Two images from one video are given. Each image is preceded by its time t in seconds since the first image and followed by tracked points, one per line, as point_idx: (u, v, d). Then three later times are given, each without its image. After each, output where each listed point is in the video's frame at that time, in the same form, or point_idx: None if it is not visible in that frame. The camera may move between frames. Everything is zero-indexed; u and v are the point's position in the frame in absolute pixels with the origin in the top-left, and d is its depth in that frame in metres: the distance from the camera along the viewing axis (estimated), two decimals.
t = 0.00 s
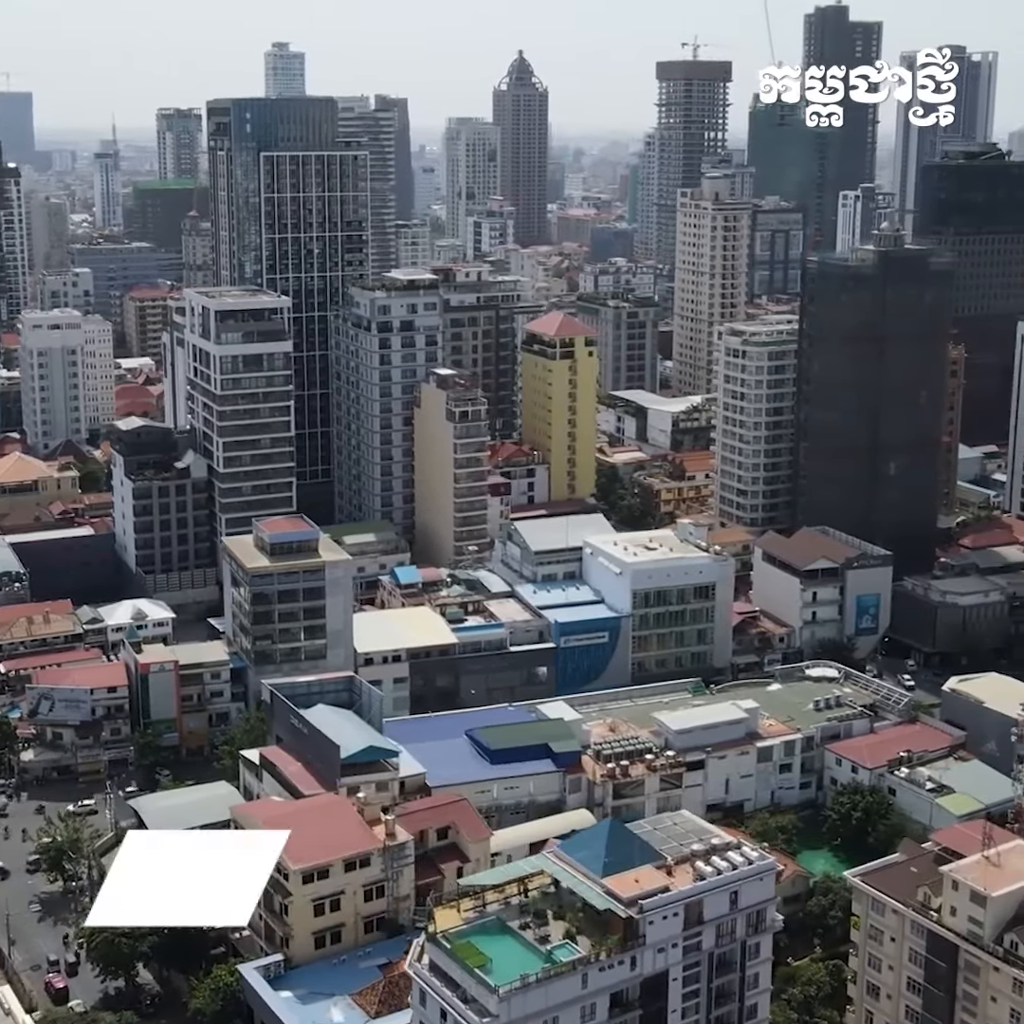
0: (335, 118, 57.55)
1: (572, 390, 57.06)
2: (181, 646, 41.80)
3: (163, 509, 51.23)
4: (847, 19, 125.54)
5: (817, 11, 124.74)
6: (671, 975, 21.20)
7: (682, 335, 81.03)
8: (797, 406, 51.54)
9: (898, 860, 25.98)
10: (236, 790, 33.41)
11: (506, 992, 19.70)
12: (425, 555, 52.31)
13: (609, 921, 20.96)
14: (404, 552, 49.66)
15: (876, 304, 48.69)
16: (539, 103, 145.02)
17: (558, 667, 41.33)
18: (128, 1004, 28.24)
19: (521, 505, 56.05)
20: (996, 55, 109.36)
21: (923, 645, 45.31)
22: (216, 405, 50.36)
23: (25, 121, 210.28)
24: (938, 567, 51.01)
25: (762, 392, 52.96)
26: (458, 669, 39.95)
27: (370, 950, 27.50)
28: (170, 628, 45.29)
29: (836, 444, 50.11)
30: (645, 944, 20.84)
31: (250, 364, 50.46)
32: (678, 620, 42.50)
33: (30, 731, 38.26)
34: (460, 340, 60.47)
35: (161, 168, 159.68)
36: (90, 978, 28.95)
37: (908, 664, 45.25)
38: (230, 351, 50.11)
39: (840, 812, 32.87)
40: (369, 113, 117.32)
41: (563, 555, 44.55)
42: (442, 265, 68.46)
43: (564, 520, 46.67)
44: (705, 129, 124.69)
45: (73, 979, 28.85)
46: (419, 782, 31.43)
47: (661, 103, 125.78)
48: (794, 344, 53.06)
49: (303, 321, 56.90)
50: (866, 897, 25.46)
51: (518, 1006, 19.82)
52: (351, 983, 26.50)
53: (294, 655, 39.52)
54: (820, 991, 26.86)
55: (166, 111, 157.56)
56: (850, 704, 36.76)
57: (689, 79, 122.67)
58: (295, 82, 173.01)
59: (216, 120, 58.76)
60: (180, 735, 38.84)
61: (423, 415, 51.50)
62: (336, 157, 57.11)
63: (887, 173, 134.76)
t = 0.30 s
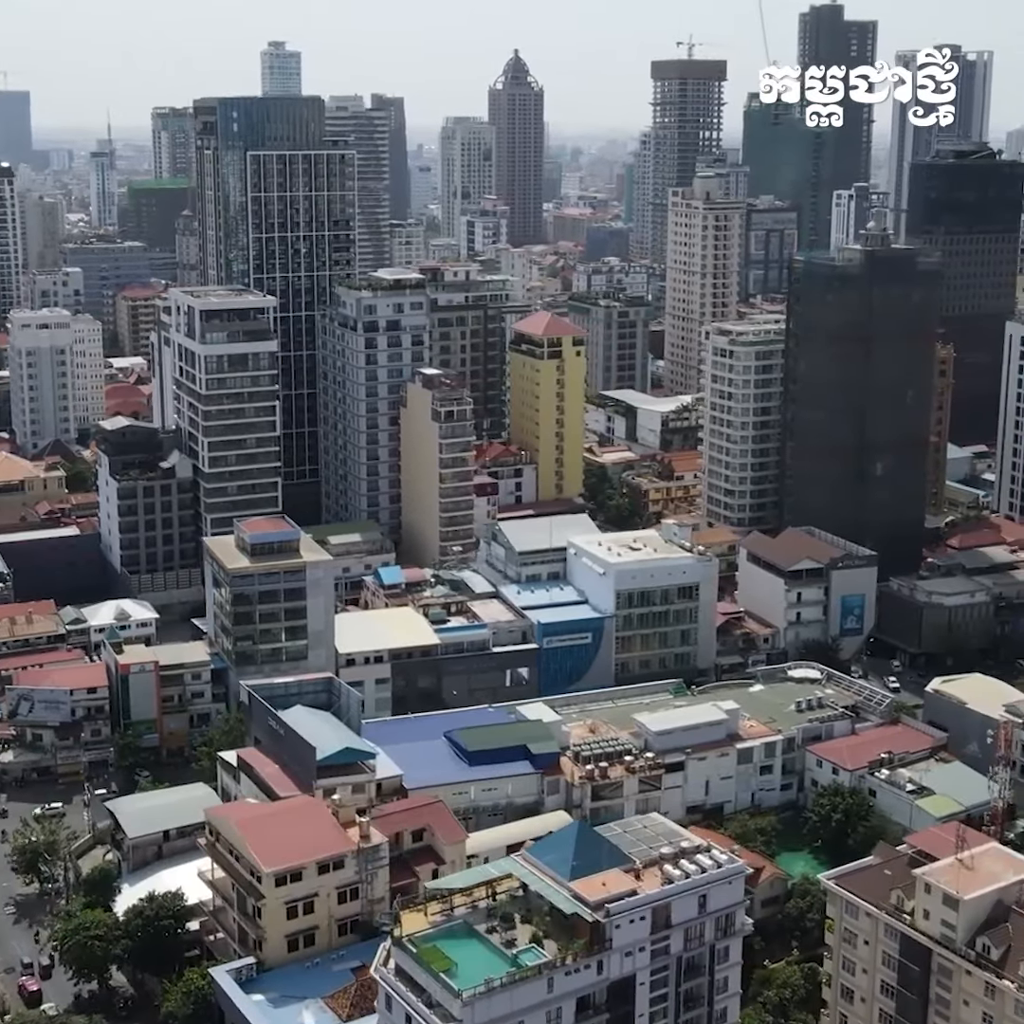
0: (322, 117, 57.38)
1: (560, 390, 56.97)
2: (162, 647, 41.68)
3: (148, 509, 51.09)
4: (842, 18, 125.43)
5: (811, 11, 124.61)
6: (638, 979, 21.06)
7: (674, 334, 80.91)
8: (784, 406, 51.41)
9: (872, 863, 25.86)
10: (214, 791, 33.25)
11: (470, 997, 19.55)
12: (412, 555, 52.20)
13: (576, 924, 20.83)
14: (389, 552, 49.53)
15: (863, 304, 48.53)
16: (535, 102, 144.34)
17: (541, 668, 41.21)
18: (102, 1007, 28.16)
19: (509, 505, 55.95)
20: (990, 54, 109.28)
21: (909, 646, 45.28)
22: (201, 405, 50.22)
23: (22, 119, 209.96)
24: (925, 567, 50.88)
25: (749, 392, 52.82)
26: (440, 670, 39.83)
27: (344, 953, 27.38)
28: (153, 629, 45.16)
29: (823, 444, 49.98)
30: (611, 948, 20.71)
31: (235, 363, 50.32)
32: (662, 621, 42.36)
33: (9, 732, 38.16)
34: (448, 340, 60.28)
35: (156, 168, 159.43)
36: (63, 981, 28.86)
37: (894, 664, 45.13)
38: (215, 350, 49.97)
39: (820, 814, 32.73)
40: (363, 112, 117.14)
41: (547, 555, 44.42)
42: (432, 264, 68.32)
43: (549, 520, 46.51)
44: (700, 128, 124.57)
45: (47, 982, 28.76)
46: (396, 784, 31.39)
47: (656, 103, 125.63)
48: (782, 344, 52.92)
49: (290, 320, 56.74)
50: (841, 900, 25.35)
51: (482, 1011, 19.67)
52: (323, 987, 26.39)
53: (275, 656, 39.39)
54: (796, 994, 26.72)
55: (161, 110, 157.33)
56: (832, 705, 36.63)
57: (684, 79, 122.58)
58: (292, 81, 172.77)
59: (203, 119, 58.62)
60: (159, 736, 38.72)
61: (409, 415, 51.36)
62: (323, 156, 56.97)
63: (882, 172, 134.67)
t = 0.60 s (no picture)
0: (309, 116, 57.22)
1: (547, 390, 56.96)
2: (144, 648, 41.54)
3: (133, 509, 50.94)
4: (837, 18, 125.24)
5: (806, 10, 124.38)
6: (604, 984, 20.93)
7: (665, 333, 80.75)
8: (771, 406, 51.32)
9: (846, 866, 25.70)
10: (191, 793, 33.09)
11: (432, 1002, 19.44)
12: (398, 555, 52.05)
13: (542, 928, 20.71)
14: (375, 552, 49.38)
15: (849, 303, 48.40)
16: (530, 101, 144.52)
17: (523, 669, 41.06)
18: (74, 1010, 28.05)
19: (496, 505, 55.82)
20: (985, 53, 109.06)
21: (894, 646, 45.19)
22: (186, 405, 50.07)
23: (18, 118, 209.61)
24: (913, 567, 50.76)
25: (736, 392, 52.71)
26: (422, 671, 39.68)
27: (317, 956, 27.25)
28: (137, 629, 45.02)
29: (809, 444, 49.85)
30: (577, 952, 20.58)
31: (220, 363, 50.18)
32: (645, 622, 42.22)
33: None
34: (436, 339, 60.09)
35: (151, 167, 159.23)
36: (36, 985, 28.74)
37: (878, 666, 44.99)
38: (199, 350, 49.81)
39: (800, 815, 32.60)
40: (356, 111, 116.93)
41: (531, 556, 44.27)
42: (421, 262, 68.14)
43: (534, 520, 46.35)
44: (695, 127, 124.43)
45: (20, 986, 28.64)
46: (373, 785, 31.28)
47: (651, 102, 125.44)
48: (768, 344, 52.79)
49: (276, 320, 56.58)
50: (814, 903, 25.21)
51: (446, 1016, 19.55)
52: (295, 991, 26.24)
53: (256, 657, 39.24)
54: (770, 997, 26.57)
55: (156, 110, 157.09)
56: (813, 706, 36.47)
57: (679, 78, 122.39)
58: (289, 80, 172.59)
59: (189, 118, 58.51)
60: (140, 737, 38.52)
61: (394, 414, 51.22)
62: (310, 155, 56.82)
63: (877, 171, 134.50)
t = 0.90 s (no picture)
0: (295, 114, 57.06)
1: (534, 391, 56.90)
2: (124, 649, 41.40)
3: (117, 509, 50.78)
4: (832, 16, 125.00)
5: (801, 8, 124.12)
6: (570, 989, 20.79)
7: (656, 332, 80.57)
8: (757, 406, 51.19)
9: (819, 869, 25.55)
10: (168, 794, 32.91)
11: (394, 1008, 19.32)
12: (383, 556, 51.86)
13: (507, 933, 20.56)
14: (359, 553, 49.21)
15: (835, 303, 48.26)
16: (525, 100, 143.10)
17: (506, 670, 40.89)
18: (46, 1014, 27.91)
19: (483, 505, 55.65)
20: (979, 53, 108.93)
21: (880, 646, 45.08)
22: (170, 405, 49.92)
23: (15, 117, 209.19)
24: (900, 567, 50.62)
25: (723, 392, 52.57)
26: (404, 672, 39.51)
27: (290, 960, 27.09)
28: (119, 629, 44.88)
29: (796, 444, 49.70)
30: (543, 957, 20.45)
31: (205, 363, 50.03)
32: (629, 623, 42.07)
33: None
34: (423, 339, 59.89)
35: (146, 166, 158.89)
36: (8, 989, 28.59)
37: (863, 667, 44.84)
38: (184, 350, 49.66)
39: (779, 818, 32.45)
40: (349, 110, 116.69)
41: (515, 557, 44.12)
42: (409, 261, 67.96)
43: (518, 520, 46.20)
44: (690, 126, 124.24)
45: None
46: (349, 787, 31.14)
47: (646, 101, 125.22)
48: (756, 343, 52.65)
49: (262, 320, 56.40)
50: (788, 907, 25.06)
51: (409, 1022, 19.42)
52: (266, 995, 26.08)
53: (236, 658, 39.08)
54: (744, 1001, 26.43)
55: (150, 108, 156.72)
56: (794, 708, 36.33)
57: (673, 77, 122.15)
58: (284, 79, 172.33)
59: (176, 117, 58.32)
60: (120, 739, 38.35)
61: (380, 414, 51.05)
62: (296, 154, 56.65)
63: (872, 170, 134.29)
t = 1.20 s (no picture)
0: (281, 112, 56.87)
1: (521, 391, 56.89)
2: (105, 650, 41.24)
3: (102, 509, 50.60)
4: (826, 15, 124.82)
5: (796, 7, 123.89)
6: (536, 994, 20.64)
7: (647, 332, 80.38)
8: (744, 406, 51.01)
9: (792, 872, 25.39)
10: (144, 795, 32.74)
11: (356, 1014, 19.16)
12: (369, 556, 51.70)
13: (471, 938, 20.42)
14: (344, 553, 49.04)
15: (821, 302, 48.09)
16: (521, 99, 142.00)
17: (488, 672, 40.71)
18: (17, 1017, 27.76)
19: (470, 505, 55.52)
20: (974, 51, 108.75)
21: (865, 647, 44.98)
22: (154, 406, 49.76)
23: (13, 116, 208.87)
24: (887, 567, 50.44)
25: (710, 392, 52.41)
26: (385, 674, 39.34)
27: (261, 964, 26.94)
28: (102, 629, 44.73)
29: (783, 444, 49.49)
30: (508, 962, 20.29)
31: (189, 363, 49.83)
32: (612, 623, 41.90)
33: None
34: (411, 339, 59.71)
35: (140, 164, 158.55)
36: None
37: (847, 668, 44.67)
38: (169, 349, 49.48)
39: (758, 820, 32.30)
40: (343, 109, 116.41)
41: (499, 557, 43.95)
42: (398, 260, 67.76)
43: (502, 520, 46.02)
44: (685, 125, 124.09)
45: None
46: (325, 789, 31.02)
47: (640, 100, 125.02)
48: (743, 343, 52.47)
49: (248, 319, 56.20)
50: (760, 911, 24.91)
51: None
52: (236, 999, 25.93)
53: (217, 659, 38.92)
54: (718, 1005, 26.27)
55: (145, 107, 156.41)
56: (776, 709, 36.17)
57: (668, 76, 121.96)
58: (280, 79, 171.96)
59: (161, 116, 58.12)
60: (99, 740, 38.26)
61: (365, 413, 50.88)
62: (283, 153, 56.47)
63: (866, 170, 134.14)
